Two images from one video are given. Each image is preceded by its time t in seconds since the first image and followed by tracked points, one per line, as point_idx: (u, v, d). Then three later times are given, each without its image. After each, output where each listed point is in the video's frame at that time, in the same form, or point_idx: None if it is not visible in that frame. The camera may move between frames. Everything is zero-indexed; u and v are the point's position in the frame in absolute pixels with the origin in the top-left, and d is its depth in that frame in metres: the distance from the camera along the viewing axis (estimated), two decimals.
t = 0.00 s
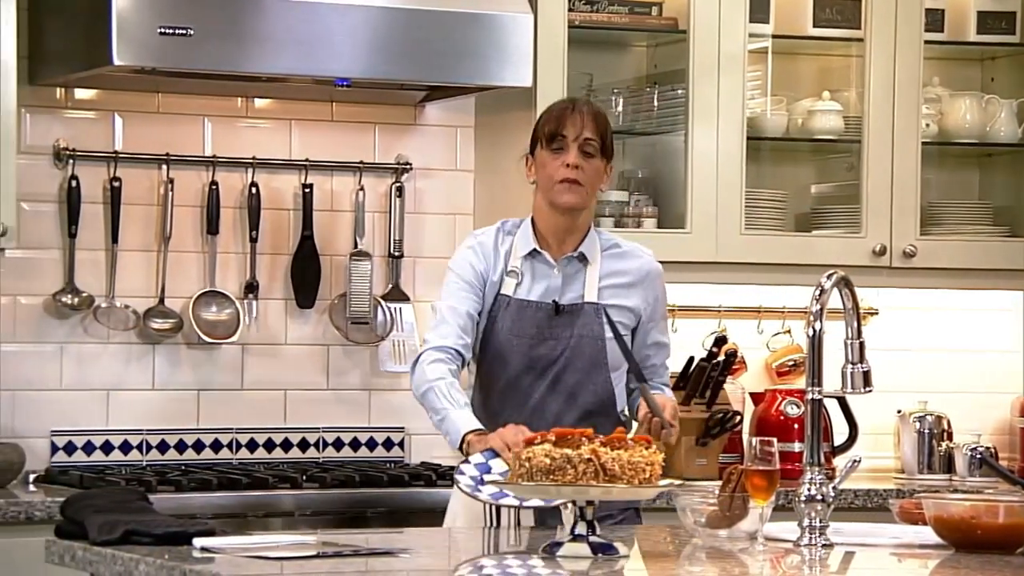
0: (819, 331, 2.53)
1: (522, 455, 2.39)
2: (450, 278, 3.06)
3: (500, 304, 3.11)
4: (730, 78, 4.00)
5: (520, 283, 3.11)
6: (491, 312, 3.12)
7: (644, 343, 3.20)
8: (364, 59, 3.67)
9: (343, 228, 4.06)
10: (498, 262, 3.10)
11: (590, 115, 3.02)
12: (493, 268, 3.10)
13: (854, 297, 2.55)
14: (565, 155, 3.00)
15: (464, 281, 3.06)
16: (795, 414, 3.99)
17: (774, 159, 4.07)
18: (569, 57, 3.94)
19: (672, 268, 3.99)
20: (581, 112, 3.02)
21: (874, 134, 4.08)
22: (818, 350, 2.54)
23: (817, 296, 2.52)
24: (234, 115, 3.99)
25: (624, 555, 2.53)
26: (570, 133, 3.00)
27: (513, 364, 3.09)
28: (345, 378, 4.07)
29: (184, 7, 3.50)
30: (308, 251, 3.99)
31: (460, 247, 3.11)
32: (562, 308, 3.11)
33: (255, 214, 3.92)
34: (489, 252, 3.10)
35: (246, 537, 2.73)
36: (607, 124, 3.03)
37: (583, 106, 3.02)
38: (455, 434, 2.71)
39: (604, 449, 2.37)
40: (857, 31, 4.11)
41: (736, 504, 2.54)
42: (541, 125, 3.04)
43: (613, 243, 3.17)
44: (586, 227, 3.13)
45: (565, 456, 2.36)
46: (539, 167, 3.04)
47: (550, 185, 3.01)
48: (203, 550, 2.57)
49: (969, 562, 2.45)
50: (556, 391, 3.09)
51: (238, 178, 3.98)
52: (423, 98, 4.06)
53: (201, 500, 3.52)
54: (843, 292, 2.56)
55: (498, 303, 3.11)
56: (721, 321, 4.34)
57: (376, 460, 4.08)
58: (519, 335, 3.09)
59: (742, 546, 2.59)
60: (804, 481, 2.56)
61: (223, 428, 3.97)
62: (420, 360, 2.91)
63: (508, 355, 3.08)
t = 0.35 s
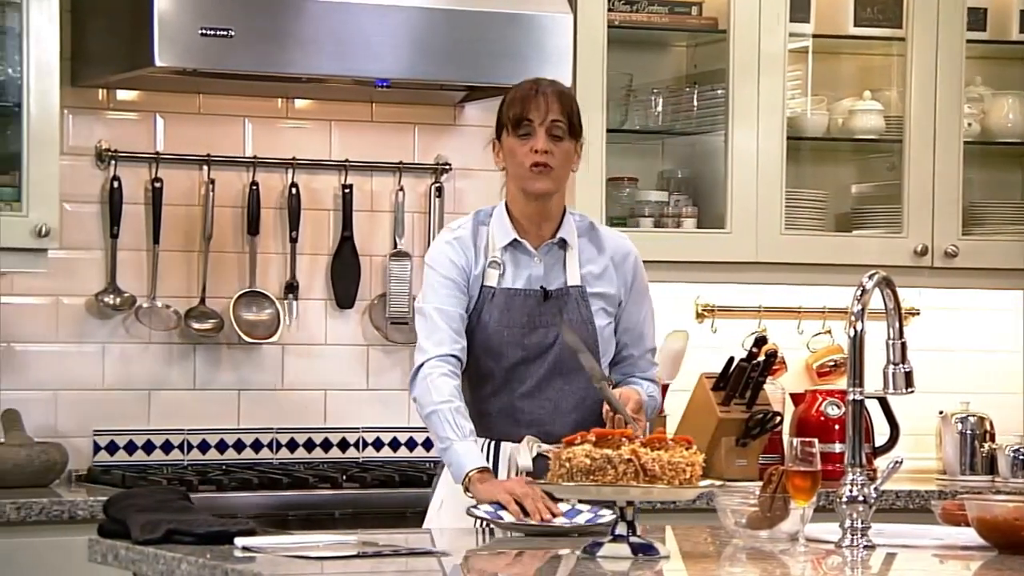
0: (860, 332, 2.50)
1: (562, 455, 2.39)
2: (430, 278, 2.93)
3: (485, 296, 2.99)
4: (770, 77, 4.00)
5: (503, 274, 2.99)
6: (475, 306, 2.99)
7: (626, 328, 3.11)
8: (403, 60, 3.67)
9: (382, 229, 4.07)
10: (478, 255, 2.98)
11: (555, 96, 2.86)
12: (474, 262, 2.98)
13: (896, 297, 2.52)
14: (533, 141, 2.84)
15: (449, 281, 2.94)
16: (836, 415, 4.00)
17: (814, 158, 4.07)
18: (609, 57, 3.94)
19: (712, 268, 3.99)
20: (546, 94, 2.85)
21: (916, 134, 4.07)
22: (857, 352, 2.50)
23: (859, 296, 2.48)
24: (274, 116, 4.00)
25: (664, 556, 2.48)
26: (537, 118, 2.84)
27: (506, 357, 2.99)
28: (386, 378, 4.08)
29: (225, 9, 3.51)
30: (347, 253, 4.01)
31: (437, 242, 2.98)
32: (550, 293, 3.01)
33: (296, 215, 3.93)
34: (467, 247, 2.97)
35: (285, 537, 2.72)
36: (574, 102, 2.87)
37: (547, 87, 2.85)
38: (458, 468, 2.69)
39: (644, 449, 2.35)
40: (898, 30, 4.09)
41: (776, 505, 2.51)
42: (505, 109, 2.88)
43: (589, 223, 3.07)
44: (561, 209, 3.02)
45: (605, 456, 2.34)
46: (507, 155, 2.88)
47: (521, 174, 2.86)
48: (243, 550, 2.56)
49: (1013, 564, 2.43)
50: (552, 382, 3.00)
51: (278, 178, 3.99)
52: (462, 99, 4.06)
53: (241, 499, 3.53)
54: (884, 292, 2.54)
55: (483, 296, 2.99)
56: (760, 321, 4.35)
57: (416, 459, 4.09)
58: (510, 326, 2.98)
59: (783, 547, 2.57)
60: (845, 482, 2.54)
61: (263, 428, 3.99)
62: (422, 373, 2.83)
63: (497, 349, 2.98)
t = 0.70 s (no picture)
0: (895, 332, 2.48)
1: (595, 455, 2.36)
2: (390, 275, 2.74)
3: (454, 291, 2.81)
4: (804, 77, 4.00)
5: (470, 270, 2.83)
6: (446, 300, 2.81)
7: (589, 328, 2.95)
8: (438, 60, 3.67)
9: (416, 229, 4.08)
10: (443, 249, 2.80)
11: (517, 88, 2.77)
12: (437, 257, 2.80)
13: (930, 297, 2.49)
14: (495, 135, 2.74)
15: (411, 278, 2.75)
16: (870, 415, 3.99)
17: (849, 158, 4.07)
18: (642, 57, 3.93)
19: (746, 268, 3.99)
20: (506, 87, 2.76)
21: (950, 134, 4.08)
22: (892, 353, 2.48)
23: (893, 296, 2.46)
24: (308, 116, 4.01)
25: (698, 556, 2.42)
26: (498, 112, 2.75)
27: (481, 354, 2.80)
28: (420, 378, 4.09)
29: (260, 9, 3.50)
30: (380, 253, 4.01)
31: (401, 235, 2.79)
32: (527, 287, 2.86)
33: (329, 215, 3.94)
34: (432, 242, 2.79)
35: (319, 535, 2.66)
36: (534, 95, 2.78)
37: (507, 79, 2.76)
38: (456, 461, 2.57)
39: (678, 449, 2.35)
40: (933, 29, 4.10)
41: (811, 506, 2.48)
42: (463, 106, 2.78)
43: (553, 218, 2.91)
44: (522, 204, 2.89)
45: (640, 456, 2.33)
46: (469, 153, 2.78)
47: (484, 172, 2.76)
48: (278, 549, 2.51)
49: None
50: (525, 381, 2.82)
51: (312, 179, 3.99)
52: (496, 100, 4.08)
53: (276, 499, 3.53)
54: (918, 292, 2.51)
55: (453, 290, 2.81)
56: (793, 321, 4.34)
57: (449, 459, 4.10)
58: (486, 320, 2.81)
59: (818, 548, 2.51)
60: (881, 483, 2.51)
61: (297, 428, 4.00)
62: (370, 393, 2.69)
63: (469, 346, 2.80)
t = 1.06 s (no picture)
0: (926, 333, 2.45)
1: (626, 456, 2.36)
2: (351, 276, 2.66)
3: (427, 290, 2.72)
4: (834, 77, 3.99)
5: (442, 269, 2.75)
6: (420, 299, 2.72)
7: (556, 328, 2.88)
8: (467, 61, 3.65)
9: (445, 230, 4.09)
10: (413, 245, 2.73)
11: (474, 87, 2.65)
12: (406, 257, 2.72)
13: (962, 297, 2.45)
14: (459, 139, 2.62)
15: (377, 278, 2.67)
16: (901, 416, 3.99)
17: (879, 159, 4.07)
18: (672, 58, 3.92)
19: (776, 268, 3.98)
20: (463, 87, 2.64)
21: (982, 134, 4.07)
22: (924, 353, 2.46)
23: (924, 296, 2.43)
24: (338, 117, 4.02)
25: (728, 558, 2.38)
26: (459, 115, 2.62)
27: (454, 355, 2.74)
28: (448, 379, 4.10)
29: (290, 10, 3.49)
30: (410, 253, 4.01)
31: (367, 233, 2.70)
32: (502, 288, 2.77)
33: (359, 216, 3.95)
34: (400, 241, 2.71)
35: (352, 536, 2.57)
36: (494, 90, 2.66)
37: (463, 80, 2.64)
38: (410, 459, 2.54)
39: (708, 451, 2.32)
40: (965, 29, 4.10)
41: (842, 508, 2.46)
42: (424, 111, 2.66)
43: (525, 214, 2.82)
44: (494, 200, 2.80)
45: (670, 458, 2.31)
46: (435, 159, 2.65)
47: (454, 178, 2.63)
48: (308, 549, 2.42)
49: None
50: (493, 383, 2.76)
51: (341, 180, 4.01)
52: (525, 100, 4.09)
53: (306, 499, 3.52)
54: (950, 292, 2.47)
55: (426, 289, 2.72)
56: (823, 322, 4.33)
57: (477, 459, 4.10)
58: (463, 321, 2.74)
59: (848, 550, 2.47)
60: (912, 484, 2.47)
61: (326, 428, 4.01)
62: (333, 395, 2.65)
63: (440, 347, 2.72)
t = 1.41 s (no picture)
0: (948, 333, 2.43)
1: (646, 457, 2.35)
2: (359, 289, 2.74)
3: (441, 297, 2.82)
4: (855, 77, 3.99)
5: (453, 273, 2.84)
6: (433, 305, 2.81)
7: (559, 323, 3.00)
8: (485, 61, 3.65)
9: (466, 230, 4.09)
10: (422, 252, 2.82)
11: (452, 93, 2.73)
12: (416, 266, 2.81)
13: (985, 298, 2.44)
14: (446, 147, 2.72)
15: (387, 288, 2.76)
16: (923, 417, 3.97)
17: (899, 159, 4.07)
18: (691, 58, 3.92)
19: (797, 268, 3.97)
20: (442, 95, 2.73)
21: (1004, 133, 4.06)
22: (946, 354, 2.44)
23: (945, 296, 2.41)
24: (358, 118, 4.03)
25: (749, 559, 2.38)
26: (441, 124, 2.73)
27: (471, 357, 2.83)
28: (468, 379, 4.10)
29: (310, 10, 3.49)
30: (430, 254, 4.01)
31: (375, 245, 2.78)
32: (512, 289, 2.87)
33: (379, 217, 3.95)
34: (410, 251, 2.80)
35: (373, 535, 2.55)
36: (471, 91, 2.74)
37: (440, 88, 2.74)
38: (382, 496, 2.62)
39: (729, 451, 2.32)
40: (986, 29, 4.09)
41: (863, 508, 2.46)
42: (410, 122, 2.77)
43: (524, 213, 2.94)
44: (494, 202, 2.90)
45: (690, 458, 2.31)
46: (430, 169, 2.77)
47: (447, 185, 2.75)
48: (328, 550, 2.41)
49: None
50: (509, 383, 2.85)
51: (362, 180, 4.01)
52: (544, 100, 4.08)
53: (326, 499, 3.52)
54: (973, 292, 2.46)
55: (441, 295, 2.82)
56: (844, 322, 4.31)
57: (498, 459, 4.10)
58: (476, 324, 2.83)
59: (870, 551, 2.46)
60: (933, 485, 2.45)
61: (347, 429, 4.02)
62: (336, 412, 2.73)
63: (457, 351, 2.82)
